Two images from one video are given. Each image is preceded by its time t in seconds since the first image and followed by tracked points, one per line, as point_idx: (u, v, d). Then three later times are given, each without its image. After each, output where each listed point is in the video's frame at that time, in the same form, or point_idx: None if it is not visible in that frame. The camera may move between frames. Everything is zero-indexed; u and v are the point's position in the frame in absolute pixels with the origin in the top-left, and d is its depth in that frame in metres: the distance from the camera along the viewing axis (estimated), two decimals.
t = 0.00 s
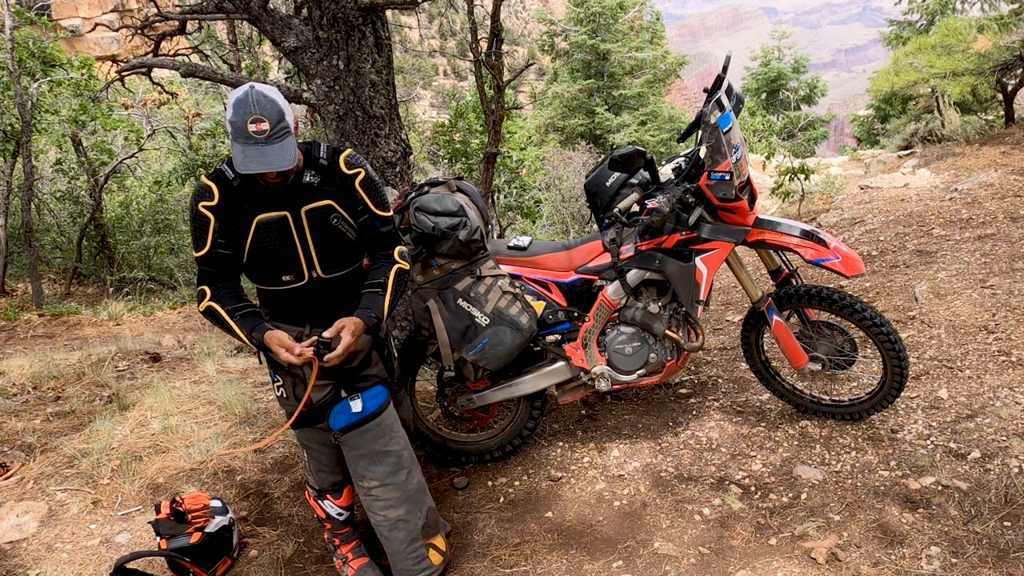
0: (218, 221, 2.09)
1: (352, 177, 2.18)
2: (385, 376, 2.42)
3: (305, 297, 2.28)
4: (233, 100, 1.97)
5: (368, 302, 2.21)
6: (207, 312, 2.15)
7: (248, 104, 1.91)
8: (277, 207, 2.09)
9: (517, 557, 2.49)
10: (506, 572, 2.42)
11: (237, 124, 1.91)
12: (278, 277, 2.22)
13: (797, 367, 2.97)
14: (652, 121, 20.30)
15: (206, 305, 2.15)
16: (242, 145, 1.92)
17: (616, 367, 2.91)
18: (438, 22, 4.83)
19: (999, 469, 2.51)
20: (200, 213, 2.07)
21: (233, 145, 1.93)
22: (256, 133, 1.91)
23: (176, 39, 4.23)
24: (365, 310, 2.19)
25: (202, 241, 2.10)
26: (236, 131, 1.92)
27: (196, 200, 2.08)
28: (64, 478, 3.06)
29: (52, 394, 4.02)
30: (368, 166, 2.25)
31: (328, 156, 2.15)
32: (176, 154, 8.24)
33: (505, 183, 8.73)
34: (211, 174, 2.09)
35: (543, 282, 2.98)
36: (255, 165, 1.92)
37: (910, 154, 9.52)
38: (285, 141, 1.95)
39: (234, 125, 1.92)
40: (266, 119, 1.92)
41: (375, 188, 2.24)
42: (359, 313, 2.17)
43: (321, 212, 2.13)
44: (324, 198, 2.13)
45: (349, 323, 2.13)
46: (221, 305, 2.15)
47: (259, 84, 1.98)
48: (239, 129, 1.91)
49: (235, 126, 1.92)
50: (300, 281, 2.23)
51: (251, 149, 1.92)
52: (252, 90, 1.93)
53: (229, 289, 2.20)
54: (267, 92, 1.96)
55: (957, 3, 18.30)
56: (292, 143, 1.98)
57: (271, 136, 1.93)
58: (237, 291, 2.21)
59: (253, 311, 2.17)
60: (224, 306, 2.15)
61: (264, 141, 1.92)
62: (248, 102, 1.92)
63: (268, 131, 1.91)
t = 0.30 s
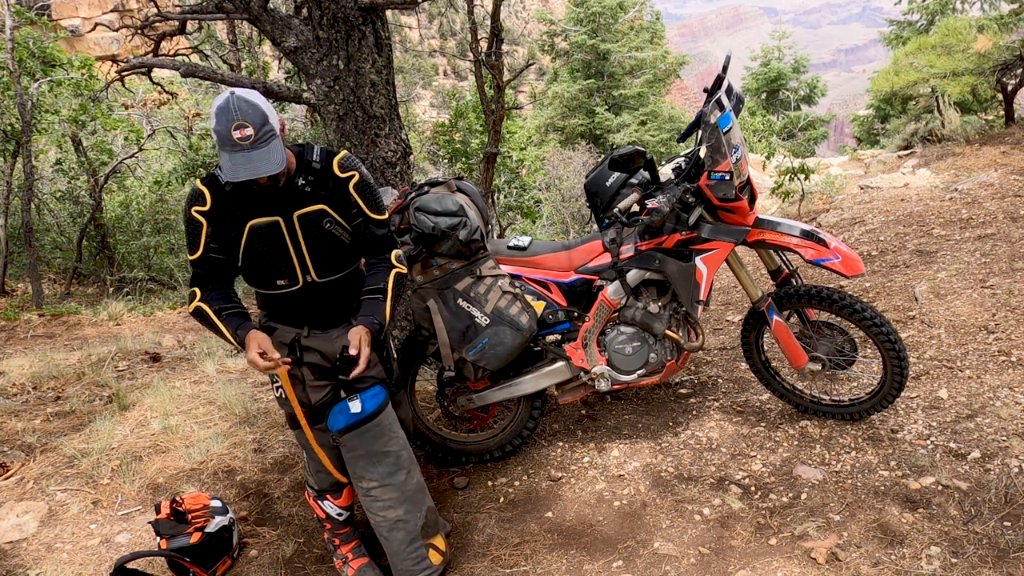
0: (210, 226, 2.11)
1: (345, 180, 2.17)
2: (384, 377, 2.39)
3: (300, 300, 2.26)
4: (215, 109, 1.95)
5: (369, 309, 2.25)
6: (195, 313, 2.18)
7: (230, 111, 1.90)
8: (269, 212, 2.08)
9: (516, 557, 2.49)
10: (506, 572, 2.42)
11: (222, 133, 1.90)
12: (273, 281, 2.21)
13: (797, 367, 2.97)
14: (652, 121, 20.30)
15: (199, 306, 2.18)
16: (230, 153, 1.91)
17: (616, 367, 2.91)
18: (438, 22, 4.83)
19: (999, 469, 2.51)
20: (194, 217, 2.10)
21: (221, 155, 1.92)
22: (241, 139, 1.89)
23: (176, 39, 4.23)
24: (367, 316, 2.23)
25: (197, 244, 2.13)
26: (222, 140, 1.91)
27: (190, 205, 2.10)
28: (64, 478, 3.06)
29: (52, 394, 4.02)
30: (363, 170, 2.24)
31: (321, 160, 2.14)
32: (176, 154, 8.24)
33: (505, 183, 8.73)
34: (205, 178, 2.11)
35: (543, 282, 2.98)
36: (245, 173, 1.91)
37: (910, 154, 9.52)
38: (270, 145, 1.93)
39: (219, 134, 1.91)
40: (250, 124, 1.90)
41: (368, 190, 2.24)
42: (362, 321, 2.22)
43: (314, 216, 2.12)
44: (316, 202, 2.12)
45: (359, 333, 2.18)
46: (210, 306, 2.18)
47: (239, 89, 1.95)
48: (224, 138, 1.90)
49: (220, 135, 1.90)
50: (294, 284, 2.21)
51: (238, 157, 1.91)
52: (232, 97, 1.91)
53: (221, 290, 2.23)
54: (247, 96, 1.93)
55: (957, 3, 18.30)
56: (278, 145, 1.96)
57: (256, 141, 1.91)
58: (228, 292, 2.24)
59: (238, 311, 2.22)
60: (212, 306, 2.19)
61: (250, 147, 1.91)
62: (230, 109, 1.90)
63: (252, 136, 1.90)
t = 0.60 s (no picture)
0: (205, 229, 2.09)
1: (342, 179, 2.17)
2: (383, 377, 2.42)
3: (298, 301, 2.24)
4: (203, 114, 1.92)
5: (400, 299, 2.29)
6: (185, 314, 2.17)
7: (223, 107, 1.88)
8: (266, 213, 2.07)
9: (516, 557, 2.49)
10: (506, 572, 2.42)
11: (222, 130, 1.87)
12: (271, 282, 2.20)
13: (797, 367, 2.97)
14: (652, 121, 20.30)
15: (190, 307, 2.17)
16: (234, 147, 1.88)
17: (616, 367, 2.91)
18: (438, 22, 4.84)
19: (999, 469, 2.51)
20: (188, 220, 2.07)
21: (226, 153, 1.89)
22: (243, 128, 1.87)
23: (176, 39, 4.23)
24: (406, 303, 2.28)
25: (191, 247, 2.11)
26: (223, 136, 1.87)
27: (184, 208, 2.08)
28: (64, 478, 3.06)
29: (52, 394, 4.02)
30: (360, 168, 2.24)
31: (318, 158, 2.14)
32: (176, 155, 8.24)
33: (505, 183, 8.74)
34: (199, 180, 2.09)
35: (543, 282, 2.97)
36: (257, 159, 1.89)
37: (910, 154, 9.52)
38: (271, 128, 1.94)
39: (218, 132, 1.87)
40: (246, 113, 1.89)
41: (366, 189, 2.25)
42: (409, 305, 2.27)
43: (311, 217, 2.11)
44: (313, 202, 2.11)
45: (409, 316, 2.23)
46: (200, 309, 2.17)
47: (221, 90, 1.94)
48: (225, 133, 1.87)
49: (220, 132, 1.87)
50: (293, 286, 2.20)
51: (246, 147, 1.88)
52: (220, 95, 1.90)
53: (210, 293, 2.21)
54: (232, 93, 1.93)
55: (957, 3, 18.29)
56: (276, 128, 1.97)
57: (257, 127, 1.91)
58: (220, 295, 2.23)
59: (228, 313, 2.22)
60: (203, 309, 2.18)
61: (253, 134, 1.89)
62: (223, 105, 1.88)
63: (253, 123, 1.89)
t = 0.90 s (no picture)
0: (210, 232, 2.06)
1: (340, 180, 2.17)
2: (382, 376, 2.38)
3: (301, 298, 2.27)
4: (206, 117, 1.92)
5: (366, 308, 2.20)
6: (207, 321, 2.15)
7: (215, 125, 1.85)
8: (267, 216, 2.07)
9: (516, 557, 2.49)
10: (505, 572, 2.42)
11: (204, 146, 1.87)
12: (273, 283, 2.21)
13: (797, 366, 2.97)
14: (652, 121, 20.28)
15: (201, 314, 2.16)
16: (209, 167, 1.88)
17: (616, 367, 2.91)
18: (438, 22, 4.83)
19: (999, 469, 2.51)
20: (192, 224, 2.04)
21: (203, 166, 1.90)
22: (219, 156, 1.85)
23: (176, 39, 4.23)
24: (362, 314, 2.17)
25: (197, 251, 2.07)
26: (203, 152, 1.87)
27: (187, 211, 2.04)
28: (64, 478, 3.06)
29: (52, 394, 4.02)
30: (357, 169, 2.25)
31: (316, 160, 2.15)
32: (175, 154, 8.24)
33: (505, 183, 8.73)
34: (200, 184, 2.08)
35: (543, 282, 2.97)
36: (216, 189, 1.86)
37: (910, 154, 9.52)
38: (249, 165, 1.86)
39: (202, 145, 1.87)
40: (230, 142, 1.84)
41: (364, 189, 2.24)
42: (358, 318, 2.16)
43: (312, 218, 2.11)
44: (315, 203, 2.12)
45: (348, 331, 2.10)
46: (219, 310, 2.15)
47: (232, 102, 1.91)
48: (205, 151, 1.86)
49: (203, 147, 1.87)
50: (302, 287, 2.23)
51: (214, 172, 1.86)
52: (220, 112, 1.86)
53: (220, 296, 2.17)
54: (236, 112, 1.88)
55: (957, 3, 18.29)
56: (259, 165, 1.89)
57: (235, 159, 1.85)
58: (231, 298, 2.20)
59: (252, 315, 2.18)
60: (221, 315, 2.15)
61: (227, 164, 1.85)
62: (215, 123, 1.85)
63: (230, 155, 1.84)
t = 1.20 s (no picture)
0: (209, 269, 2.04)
1: (335, 209, 2.12)
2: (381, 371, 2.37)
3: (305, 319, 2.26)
4: (201, 174, 1.84)
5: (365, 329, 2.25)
6: (199, 354, 2.17)
7: (210, 189, 1.78)
8: (267, 256, 2.05)
9: (516, 557, 2.49)
10: (506, 572, 2.42)
11: (199, 207, 1.81)
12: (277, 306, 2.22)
13: (797, 366, 2.97)
14: (652, 121, 20.27)
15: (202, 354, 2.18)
16: (203, 229, 1.83)
17: (616, 367, 2.91)
18: (438, 22, 4.84)
19: (999, 469, 2.51)
20: (190, 263, 2.02)
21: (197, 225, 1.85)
22: (214, 220, 1.79)
23: (176, 39, 4.23)
24: (365, 338, 2.24)
25: (196, 287, 2.06)
26: (197, 213, 1.82)
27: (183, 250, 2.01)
28: (64, 478, 3.06)
29: (52, 394, 4.02)
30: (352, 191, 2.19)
31: (310, 192, 2.09)
32: (175, 154, 8.24)
33: (505, 183, 8.73)
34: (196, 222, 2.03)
35: (543, 282, 2.97)
36: (210, 251, 1.81)
37: (910, 154, 9.51)
38: (245, 230, 1.82)
39: (197, 205, 1.82)
40: (226, 208, 1.78)
41: (362, 213, 2.20)
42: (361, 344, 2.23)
43: (312, 252, 2.11)
44: (314, 236, 2.11)
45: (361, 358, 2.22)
46: (214, 348, 2.17)
47: (229, 162, 1.83)
48: (200, 213, 1.81)
49: (198, 208, 1.81)
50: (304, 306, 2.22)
51: (209, 234, 1.81)
52: (216, 175, 1.79)
53: (217, 330, 2.18)
54: (233, 175, 1.80)
55: (957, 3, 18.28)
56: (256, 227, 1.84)
57: (231, 224, 1.81)
58: (227, 336, 2.19)
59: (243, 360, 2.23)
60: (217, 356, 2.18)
61: (223, 228, 1.81)
62: (210, 187, 1.78)
63: (226, 220, 1.79)
